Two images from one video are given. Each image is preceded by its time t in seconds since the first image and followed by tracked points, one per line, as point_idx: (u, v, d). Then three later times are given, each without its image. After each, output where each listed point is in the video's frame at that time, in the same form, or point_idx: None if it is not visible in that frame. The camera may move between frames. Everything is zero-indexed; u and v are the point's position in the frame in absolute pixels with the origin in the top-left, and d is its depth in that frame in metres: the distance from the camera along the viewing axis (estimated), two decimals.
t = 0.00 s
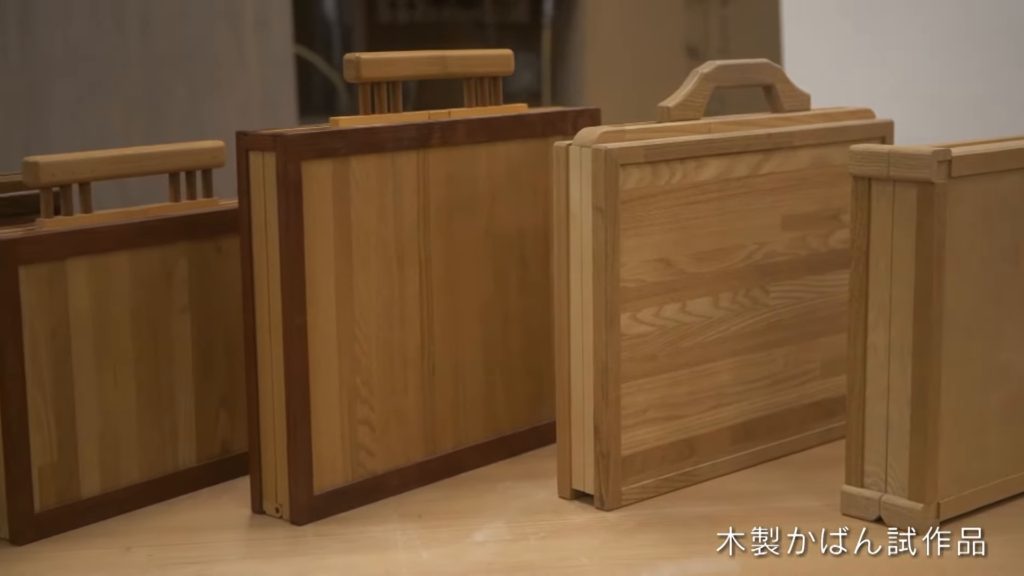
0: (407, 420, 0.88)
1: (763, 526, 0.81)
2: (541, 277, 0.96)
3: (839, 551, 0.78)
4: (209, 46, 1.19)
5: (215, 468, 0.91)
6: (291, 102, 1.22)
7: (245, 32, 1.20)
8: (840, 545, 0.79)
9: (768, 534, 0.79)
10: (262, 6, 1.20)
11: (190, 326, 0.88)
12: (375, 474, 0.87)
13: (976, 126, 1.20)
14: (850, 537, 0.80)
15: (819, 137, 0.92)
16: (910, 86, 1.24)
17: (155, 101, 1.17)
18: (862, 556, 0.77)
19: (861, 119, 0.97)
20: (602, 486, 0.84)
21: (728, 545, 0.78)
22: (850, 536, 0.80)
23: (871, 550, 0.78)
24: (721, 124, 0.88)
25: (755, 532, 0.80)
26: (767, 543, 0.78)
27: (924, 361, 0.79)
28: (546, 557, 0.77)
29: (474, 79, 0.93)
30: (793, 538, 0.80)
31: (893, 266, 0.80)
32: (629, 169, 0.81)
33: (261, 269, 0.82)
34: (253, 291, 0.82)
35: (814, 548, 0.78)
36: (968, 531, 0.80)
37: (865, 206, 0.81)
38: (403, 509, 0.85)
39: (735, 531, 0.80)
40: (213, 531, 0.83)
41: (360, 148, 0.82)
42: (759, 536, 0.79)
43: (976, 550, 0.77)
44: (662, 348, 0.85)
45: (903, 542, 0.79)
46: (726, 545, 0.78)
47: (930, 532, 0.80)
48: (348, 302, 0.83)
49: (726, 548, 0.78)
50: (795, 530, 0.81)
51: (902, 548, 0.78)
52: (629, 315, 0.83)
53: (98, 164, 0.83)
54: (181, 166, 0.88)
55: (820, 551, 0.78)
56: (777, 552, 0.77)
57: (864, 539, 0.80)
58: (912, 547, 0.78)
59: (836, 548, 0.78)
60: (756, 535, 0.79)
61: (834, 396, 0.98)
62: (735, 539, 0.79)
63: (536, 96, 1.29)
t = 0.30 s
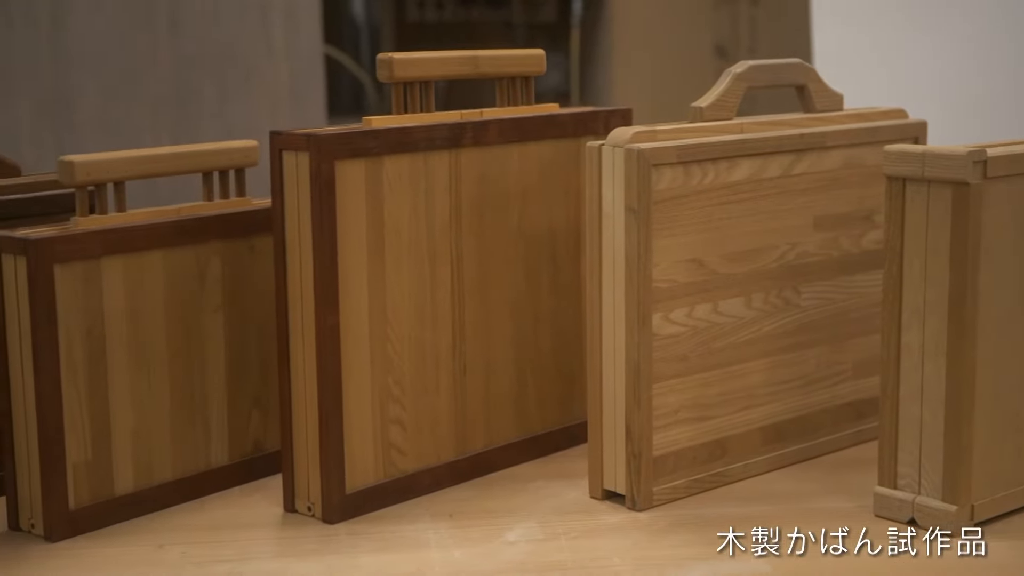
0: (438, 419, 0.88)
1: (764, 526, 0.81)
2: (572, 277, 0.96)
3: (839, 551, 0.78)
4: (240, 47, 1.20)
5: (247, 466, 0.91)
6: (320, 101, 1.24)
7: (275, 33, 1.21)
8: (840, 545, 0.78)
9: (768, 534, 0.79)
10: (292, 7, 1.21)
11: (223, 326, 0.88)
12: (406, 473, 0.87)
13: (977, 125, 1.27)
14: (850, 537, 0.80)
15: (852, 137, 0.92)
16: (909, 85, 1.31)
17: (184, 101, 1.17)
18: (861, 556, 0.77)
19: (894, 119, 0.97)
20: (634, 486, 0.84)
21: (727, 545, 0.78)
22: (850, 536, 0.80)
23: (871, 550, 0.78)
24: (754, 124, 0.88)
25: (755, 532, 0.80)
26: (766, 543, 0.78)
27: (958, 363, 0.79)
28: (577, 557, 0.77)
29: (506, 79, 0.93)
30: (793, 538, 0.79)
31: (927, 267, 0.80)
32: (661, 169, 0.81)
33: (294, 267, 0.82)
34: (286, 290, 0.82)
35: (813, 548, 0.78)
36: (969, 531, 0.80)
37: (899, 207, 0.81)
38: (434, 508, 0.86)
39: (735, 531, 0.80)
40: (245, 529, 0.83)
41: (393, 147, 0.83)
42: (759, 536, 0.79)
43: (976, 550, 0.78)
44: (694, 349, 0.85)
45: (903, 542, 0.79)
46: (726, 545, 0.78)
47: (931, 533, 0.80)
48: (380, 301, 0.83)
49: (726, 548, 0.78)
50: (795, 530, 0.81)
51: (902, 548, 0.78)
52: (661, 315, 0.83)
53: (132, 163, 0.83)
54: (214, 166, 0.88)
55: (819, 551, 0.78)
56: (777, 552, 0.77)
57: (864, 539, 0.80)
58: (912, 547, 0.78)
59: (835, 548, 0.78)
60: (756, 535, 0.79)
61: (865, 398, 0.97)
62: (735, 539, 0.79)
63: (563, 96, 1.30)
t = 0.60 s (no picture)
0: (466, 419, 0.88)
1: (764, 526, 0.81)
2: (599, 277, 0.96)
3: (839, 551, 0.77)
4: (265, 45, 1.27)
5: (275, 465, 0.91)
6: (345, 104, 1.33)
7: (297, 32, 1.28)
8: (840, 545, 0.78)
9: (768, 534, 0.79)
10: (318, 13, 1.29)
11: (252, 325, 0.89)
12: (434, 472, 0.87)
13: (982, 126, 1.24)
14: (850, 537, 0.80)
15: (880, 138, 0.92)
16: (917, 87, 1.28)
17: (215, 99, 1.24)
18: (862, 556, 0.77)
19: (922, 119, 0.97)
20: (662, 485, 0.84)
21: (728, 545, 0.78)
22: (850, 536, 0.80)
23: (871, 550, 0.78)
24: (783, 125, 0.88)
25: (755, 532, 0.80)
26: (766, 543, 0.78)
27: (988, 364, 0.78)
28: (605, 557, 0.77)
29: (534, 79, 0.93)
30: (793, 537, 0.79)
31: (957, 268, 0.79)
32: (690, 169, 0.81)
33: (322, 266, 0.82)
34: (315, 290, 0.83)
35: (813, 548, 0.78)
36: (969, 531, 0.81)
37: (929, 207, 0.80)
38: (462, 508, 0.86)
39: (735, 531, 0.80)
40: (274, 528, 0.83)
41: (421, 147, 0.83)
42: (759, 536, 0.79)
43: (976, 550, 0.78)
44: (722, 349, 0.85)
45: (903, 542, 0.79)
46: (726, 545, 0.78)
47: (930, 533, 0.80)
48: (408, 301, 0.84)
49: (726, 548, 0.78)
50: (795, 530, 0.81)
51: (902, 548, 0.78)
52: (689, 315, 0.82)
53: (162, 163, 0.84)
54: (243, 165, 0.88)
55: (819, 551, 0.78)
56: (777, 552, 0.77)
57: (864, 539, 0.79)
58: (912, 547, 0.78)
59: (836, 548, 0.78)
60: (756, 535, 0.79)
61: (892, 399, 0.97)
62: (735, 539, 0.79)
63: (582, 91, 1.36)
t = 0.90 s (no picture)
0: (494, 418, 0.88)
1: (764, 526, 0.81)
2: (626, 276, 0.96)
3: (839, 551, 0.77)
4: (292, 43, 1.26)
5: (303, 464, 0.92)
6: (371, 103, 1.29)
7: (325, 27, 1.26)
8: (840, 545, 0.78)
9: (768, 534, 0.79)
10: (344, 4, 1.26)
11: (280, 325, 0.89)
12: (462, 472, 0.87)
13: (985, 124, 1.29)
14: (850, 537, 0.80)
15: (910, 138, 0.92)
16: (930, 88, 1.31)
17: (242, 97, 1.25)
18: (862, 556, 0.77)
19: (952, 120, 0.96)
20: (690, 486, 0.83)
21: (727, 545, 0.78)
22: (850, 536, 0.80)
23: (871, 550, 0.77)
24: (812, 125, 0.87)
25: (755, 532, 0.80)
26: (766, 543, 0.79)
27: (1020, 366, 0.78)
28: (632, 557, 0.77)
29: (562, 79, 0.93)
30: (793, 537, 0.79)
31: (989, 268, 0.79)
32: (719, 169, 0.81)
33: (351, 266, 0.82)
34: (344, 290, 0.83)
35: (813, 548, 0.78)
36: (968, 531, 0.81)
37: (961, 208, 0.80)
38: (490, 507, 0.86)
39: (735, 531, 0.81)
40: (303, 526, 0.83)
41: (450, 147, 0.83)
42: (759, 536, 0.79)
43: (976, 550, 0.77)
44: (751, 350, 0.85)
45: (903, 542, 0.79)
46: (726, 545, 0.78)
47: (930, 533, 0.80)
48: (437, 301, 0.84)
49: (726, 548, 0.78)
50: (795, 530, 0.81)
51: (902, 548, 0.78)
52: (718, 315, 0.82)
53: (192, 163, 0.84)
54: (272, 165, 0.89)
55: (819, 551, 0.78)
56: (777, 552, 0.77)
57: (864, 539, 0.79)
58: (912, 547, 0.78)
59: (835, 548, 0.78)
60: (757, 535, 0.79)
61: (921, 400, 0.97)
62: (735, 539, 0.79)
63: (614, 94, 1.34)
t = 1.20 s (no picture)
0: (520, 418, 0.88)
1: (764, 526, 0.81)
2: (652, 275, 0.96)
3: (838, 551, 0.78)
4: (317, 44, 1.27)
5: (330, 463, 0.92)
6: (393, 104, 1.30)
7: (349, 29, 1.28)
8: (840, 545, 0.78)
9: (768, 534, 0.80)
10: (368, 7, 1.27)
11: (307, 324, 0.89)
12: (488, 471, 0.87)
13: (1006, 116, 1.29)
14: (850, 537, 0.80)
15: (938, 138, 0.91)
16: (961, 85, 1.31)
17: (266, 98, 1.26)
18: (861, 556, 0.77)
19: (981, 120, 0.96)
20: (716, 486, 0.83)
21: (727, 545, 0.78)
22: (850, 536, 0.80)
23: (871, 550, 0.77)
24: (839, 125, 0.87)
25: (755, 532, 0.80)
26: (766, 544, 0.79)
27: None
28: (659, 558, 0.77)
29: (589, 79, 0.93)
30: (793, 538, 0.79)
31: (1018, 269, 0.78)
32: (747, 170, 0.81)
33: (378, 265, 0.82)
34: (371, 290, 0.83)
35: (813, 548, 0.78)
36: (968, 531, 0.80)
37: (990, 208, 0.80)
38: (516, 507, 0.86)
39: (735, 531, 0.81)
40: (330, 525, 0.83)
41: (477, 147, 0.83)
42: (759, 536, 0.79)
43: (976, 550, 0.77)
44: (778, 350, 0.84)
45: (903, 542, 0.79)
46: (726, 545, 0.78)
47: (931, 533, 0.80)
48: (463, 300, 0.84)
49: (725, 548, 0.78)
50: (795, 530, 0.81)
51: (902, 548, 0.78)
52: (745, 316, 0.82)
53: (220, 162, 0.84)
54: (299, 164, 0.89)
55: (819, 551, 0.78)
56: (777, 552, 0.78)
57: (864, 539, 0.79)
58: (912, 547, 0.78)
59: (835, 548, 0.78)
60: (756, 535, 0.79)
61: (949, 401, 0.96)
62: (735, 539, 0.79)
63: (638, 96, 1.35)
